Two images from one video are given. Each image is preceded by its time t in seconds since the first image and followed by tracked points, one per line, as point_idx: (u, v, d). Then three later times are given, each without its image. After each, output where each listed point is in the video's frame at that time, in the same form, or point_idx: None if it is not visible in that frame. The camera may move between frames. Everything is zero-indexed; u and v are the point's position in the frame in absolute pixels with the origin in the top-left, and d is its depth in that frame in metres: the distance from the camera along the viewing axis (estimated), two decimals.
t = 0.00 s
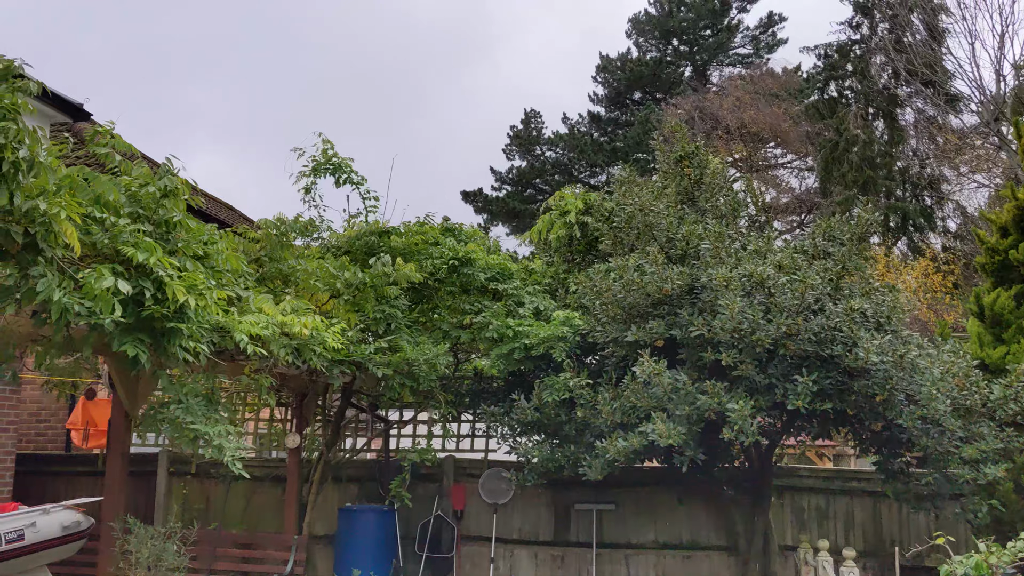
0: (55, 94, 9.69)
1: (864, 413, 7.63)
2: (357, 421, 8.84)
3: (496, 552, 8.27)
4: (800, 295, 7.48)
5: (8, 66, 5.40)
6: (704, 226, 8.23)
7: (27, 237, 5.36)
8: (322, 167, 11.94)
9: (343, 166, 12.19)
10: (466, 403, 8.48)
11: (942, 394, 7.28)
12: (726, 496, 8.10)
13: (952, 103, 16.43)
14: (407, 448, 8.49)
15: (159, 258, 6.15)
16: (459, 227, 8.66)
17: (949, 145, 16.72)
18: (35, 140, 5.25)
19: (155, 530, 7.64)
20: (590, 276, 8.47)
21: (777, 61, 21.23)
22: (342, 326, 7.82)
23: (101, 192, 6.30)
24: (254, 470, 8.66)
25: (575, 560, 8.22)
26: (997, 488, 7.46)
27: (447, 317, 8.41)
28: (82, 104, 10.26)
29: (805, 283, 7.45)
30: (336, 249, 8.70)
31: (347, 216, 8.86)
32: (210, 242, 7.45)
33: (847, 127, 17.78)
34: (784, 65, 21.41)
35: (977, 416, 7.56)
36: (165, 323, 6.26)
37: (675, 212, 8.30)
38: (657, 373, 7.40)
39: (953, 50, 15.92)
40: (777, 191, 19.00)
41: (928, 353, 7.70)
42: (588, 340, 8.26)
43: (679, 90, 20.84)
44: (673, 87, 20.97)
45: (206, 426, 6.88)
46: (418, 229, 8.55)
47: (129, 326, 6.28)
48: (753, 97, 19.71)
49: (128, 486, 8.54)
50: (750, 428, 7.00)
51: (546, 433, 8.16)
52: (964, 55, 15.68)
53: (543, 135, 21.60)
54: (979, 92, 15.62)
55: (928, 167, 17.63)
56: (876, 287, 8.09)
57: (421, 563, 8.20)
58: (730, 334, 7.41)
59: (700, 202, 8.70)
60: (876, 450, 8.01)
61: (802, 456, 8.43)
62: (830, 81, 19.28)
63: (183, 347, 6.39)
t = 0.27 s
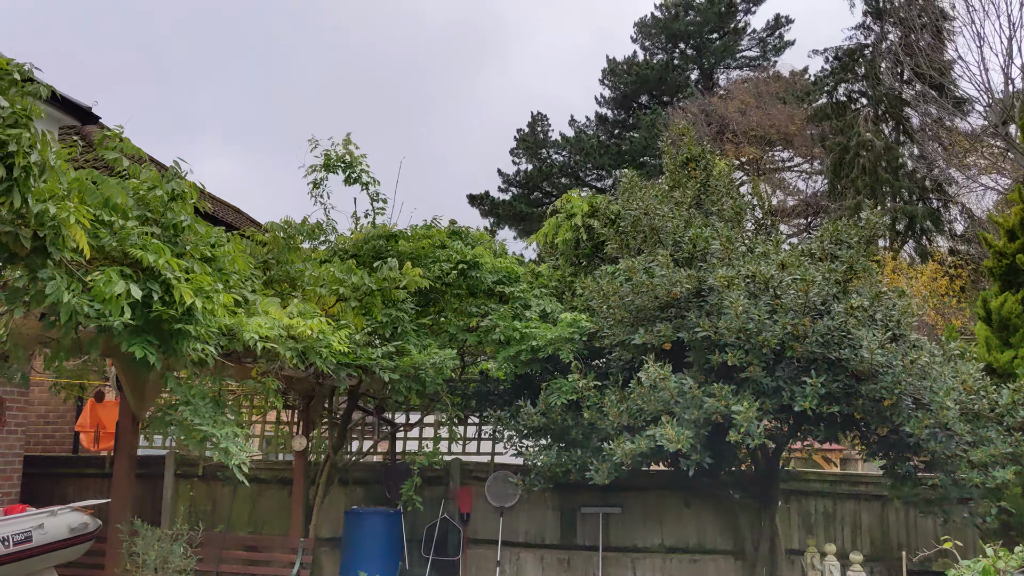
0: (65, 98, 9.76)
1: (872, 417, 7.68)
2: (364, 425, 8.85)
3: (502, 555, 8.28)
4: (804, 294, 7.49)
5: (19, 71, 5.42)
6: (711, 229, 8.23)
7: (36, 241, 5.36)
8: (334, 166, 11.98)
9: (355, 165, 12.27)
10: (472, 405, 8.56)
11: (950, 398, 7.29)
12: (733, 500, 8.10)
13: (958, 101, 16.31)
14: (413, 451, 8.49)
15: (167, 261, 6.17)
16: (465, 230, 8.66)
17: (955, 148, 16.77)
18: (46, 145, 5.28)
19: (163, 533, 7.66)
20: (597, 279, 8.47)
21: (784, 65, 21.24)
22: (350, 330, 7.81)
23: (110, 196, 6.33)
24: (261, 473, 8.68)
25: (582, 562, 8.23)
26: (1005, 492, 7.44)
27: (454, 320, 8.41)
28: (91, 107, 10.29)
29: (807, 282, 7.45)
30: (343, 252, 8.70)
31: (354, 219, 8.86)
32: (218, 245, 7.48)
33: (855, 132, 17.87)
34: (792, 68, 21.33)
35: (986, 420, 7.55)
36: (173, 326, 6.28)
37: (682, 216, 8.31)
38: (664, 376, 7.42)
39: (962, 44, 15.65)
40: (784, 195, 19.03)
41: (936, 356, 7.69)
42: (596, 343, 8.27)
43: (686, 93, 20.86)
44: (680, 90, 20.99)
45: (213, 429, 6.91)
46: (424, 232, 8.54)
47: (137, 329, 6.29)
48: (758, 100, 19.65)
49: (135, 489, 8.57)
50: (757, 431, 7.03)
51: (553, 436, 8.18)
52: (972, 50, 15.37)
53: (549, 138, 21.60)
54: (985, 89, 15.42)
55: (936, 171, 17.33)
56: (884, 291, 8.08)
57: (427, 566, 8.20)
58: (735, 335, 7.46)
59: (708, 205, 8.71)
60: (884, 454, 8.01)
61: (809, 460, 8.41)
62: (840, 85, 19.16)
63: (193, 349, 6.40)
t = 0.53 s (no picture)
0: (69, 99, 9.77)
1: (874, 420, 7.68)
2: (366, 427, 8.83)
3: (505, 558, 8.27)
4: (806, 296, 7.53)
5: (25, 73, 5.42)
6: (714, 232, 8.22)
7: (40, 243, 5.37)
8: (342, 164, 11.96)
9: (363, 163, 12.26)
10: (475, 407, 8.56)
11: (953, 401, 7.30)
12: (736, 502, 8.09)
13: (957, 105, 16.29)
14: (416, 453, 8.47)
15: (171, 264, 6.17)
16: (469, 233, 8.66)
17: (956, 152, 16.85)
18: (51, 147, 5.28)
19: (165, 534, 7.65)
20: (601, 282, 8.47)
21: (786, 69, 21.18)
22: (353, 332, 7.79)
23: (114, 198, 6.32)
24: (263, 475, 8.67)
25: (584, 565, 8.22)
26: (1008, 496, 7.43)
27: (457, 322, 8.39)
28: (95, 109, 10.32)
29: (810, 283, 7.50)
30: (346, 254, 8.67)
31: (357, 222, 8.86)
32: (221, 248, 7.50)
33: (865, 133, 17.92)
34: (795, 71, 21.07)
35: (989, 424, 7.54)
36: (176, 327, 6.30)
37: (685, 218, 8.30)
38: (666, 378, 7.43)
39: (966, 47, 15.62)
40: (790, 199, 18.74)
41: (939, 360, 7.69)
42: (599, 345, 8.29)
43: (689, 96, 20.89)
44: (684, 94, 21.00)
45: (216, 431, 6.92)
46: (428, 234, 8.55)
47: (140, 331, 6.29)
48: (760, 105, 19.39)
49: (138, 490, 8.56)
50: (758, 433, 7.04)
51: (555, 438, 8.19)
52: (976, 51, 15.33)
53: (552, 142, 21.63)
54: (988, 92, 15.34)
55: (936, 176, 17.59)
56: (887, 294, 8.07)
57: (429, 568, 8.19)
58: (737, 336, 7.50)
59: (711, 208, 8.68)
60: (887, 458, 8.01)
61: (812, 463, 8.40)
62: (845, 87, 19.90)
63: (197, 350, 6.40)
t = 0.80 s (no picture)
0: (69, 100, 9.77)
1: (874, 423, 7.71)
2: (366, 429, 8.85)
3: (504, 560, 8.26)
4: (808, 301, 7.53)
5: (26, 74, 5.41)
6: (715, 234, 8.23)
7: (41, 246, 5.37)
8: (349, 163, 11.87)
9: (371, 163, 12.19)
10: (475, 410, 8.57)
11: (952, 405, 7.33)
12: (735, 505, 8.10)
13: (956, 110, 15.88)
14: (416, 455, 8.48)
15: (172, 268, 6.17)
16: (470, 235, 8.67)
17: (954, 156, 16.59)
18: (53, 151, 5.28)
19: (164, 535, 7.66)
20: (601, 284, 8.47)
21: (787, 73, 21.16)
22: (353, 335, 7.79)
23: (115, 200, 6.32)
24: (262, 476, 8.67)
25: (584, 567, 8.20)
26: (1007, 499, 7.46)
27: (458, 324, 8.39)
28: (96, 110, 10.32)
29: (812, 289, 7.50)
30: (347, 256, 8.67)
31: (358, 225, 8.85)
32: (222, 250, 7.50)
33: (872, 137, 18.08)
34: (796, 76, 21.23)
35: (988, 427, 7.57)
36: (176, 332, 6.29)
37: (686, 221, 8.29)
38: (665, 381, 7.43)
39: (969, 49, 14.93)
40: (789, 200, 18.81)
41: (938, 363, 7.70)
42: (599, 347, 8.30)
43: (690, 99, 20.84)
44: (684, 97, 20.95)
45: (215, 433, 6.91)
46: (429, 237, 8.55)
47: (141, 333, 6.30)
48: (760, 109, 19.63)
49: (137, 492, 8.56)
50: (758, 437, 7.06)
51: (555, 440, 8.20)
52: (977, 56, 14.68)
53: (552, 145, 21.62)
54: (988, 96, 14.70)
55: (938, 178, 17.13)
56: (888, 298, 8.08)
57: (428, 570, 8.18)
58: (737, 341, 7.50)
59: (711, 211, 8.69)
60: (886, 461, 8.01)
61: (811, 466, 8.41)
62: (847, 92, 20.15)
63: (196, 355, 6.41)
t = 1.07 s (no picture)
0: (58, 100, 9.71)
1: (862, 427, 7.74)
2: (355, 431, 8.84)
3: (492, 562, 8.24)
4: (799, 308, 7.52)
5: (15, 74, 5.40)
6: (705, 238, 8.24)
7: (27, 246, 5.36)
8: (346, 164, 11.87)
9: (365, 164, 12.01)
10: (464, 412, 8.55)
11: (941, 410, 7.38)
12: (722, 508, 8.11)
13: (947, 118, 16.53)
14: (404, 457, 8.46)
15: (158, 273, 6.10)
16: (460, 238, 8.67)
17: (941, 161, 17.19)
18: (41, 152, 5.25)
19: (151, 537, 7.63)
20: (591, 287, 8.48)
21: (777, 76, 20.84)
22: (341, 336, 7.76)
23: (103, 201, 6.30)
24: (249, 478, 8.63)
25: (572, 570, 8.19)
26: (993, 502, 7.49)
27: (447, 326, 8.39)
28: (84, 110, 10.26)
29: (803, 296, 7.50)
30: (336, 259, 8.63)
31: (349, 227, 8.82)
32: (211, 252, 7.47)
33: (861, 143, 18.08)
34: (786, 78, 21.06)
35: (975, 430, 7.59)
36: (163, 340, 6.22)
37: (677, 225, 8.28)
38: (653, 385, 7.45)
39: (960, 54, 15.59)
40: (778, 204, 18.31)
41: (927, 368, 7.74)
42: (589, 350, 8.30)
43: (680, 103, 20.76)
44: (675, 100, 20.89)
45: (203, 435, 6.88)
46: (420, 239, 8.55)
47: (127, 335, 6.26)
48: (750, 111, 19.12)
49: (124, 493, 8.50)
50: (748, 441, 7.10)
51: (545, 443, 8.19)
52: (969, 60, 15.33)
53: (542, 148, 21.87)
54: (981, 101, 15.40)
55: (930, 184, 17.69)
56: (877, 303, 8.12)
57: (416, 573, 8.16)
58: (728, 346, 7.53)
59: (701, 215, 8.64)
60: (874, 465, 8.03)
61: (798, 470, 8.43)
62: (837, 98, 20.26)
63: (182, 358, 6.36)
